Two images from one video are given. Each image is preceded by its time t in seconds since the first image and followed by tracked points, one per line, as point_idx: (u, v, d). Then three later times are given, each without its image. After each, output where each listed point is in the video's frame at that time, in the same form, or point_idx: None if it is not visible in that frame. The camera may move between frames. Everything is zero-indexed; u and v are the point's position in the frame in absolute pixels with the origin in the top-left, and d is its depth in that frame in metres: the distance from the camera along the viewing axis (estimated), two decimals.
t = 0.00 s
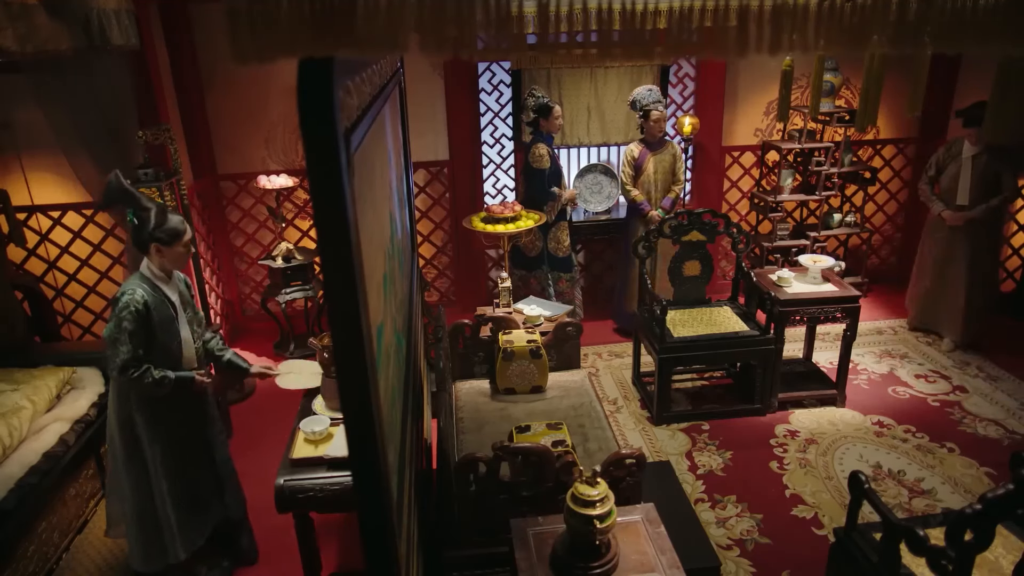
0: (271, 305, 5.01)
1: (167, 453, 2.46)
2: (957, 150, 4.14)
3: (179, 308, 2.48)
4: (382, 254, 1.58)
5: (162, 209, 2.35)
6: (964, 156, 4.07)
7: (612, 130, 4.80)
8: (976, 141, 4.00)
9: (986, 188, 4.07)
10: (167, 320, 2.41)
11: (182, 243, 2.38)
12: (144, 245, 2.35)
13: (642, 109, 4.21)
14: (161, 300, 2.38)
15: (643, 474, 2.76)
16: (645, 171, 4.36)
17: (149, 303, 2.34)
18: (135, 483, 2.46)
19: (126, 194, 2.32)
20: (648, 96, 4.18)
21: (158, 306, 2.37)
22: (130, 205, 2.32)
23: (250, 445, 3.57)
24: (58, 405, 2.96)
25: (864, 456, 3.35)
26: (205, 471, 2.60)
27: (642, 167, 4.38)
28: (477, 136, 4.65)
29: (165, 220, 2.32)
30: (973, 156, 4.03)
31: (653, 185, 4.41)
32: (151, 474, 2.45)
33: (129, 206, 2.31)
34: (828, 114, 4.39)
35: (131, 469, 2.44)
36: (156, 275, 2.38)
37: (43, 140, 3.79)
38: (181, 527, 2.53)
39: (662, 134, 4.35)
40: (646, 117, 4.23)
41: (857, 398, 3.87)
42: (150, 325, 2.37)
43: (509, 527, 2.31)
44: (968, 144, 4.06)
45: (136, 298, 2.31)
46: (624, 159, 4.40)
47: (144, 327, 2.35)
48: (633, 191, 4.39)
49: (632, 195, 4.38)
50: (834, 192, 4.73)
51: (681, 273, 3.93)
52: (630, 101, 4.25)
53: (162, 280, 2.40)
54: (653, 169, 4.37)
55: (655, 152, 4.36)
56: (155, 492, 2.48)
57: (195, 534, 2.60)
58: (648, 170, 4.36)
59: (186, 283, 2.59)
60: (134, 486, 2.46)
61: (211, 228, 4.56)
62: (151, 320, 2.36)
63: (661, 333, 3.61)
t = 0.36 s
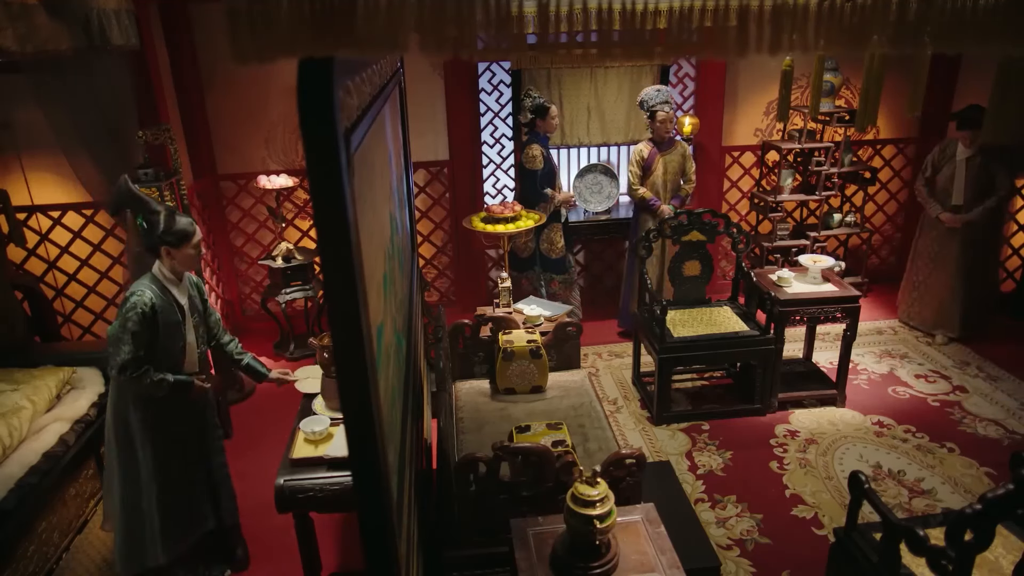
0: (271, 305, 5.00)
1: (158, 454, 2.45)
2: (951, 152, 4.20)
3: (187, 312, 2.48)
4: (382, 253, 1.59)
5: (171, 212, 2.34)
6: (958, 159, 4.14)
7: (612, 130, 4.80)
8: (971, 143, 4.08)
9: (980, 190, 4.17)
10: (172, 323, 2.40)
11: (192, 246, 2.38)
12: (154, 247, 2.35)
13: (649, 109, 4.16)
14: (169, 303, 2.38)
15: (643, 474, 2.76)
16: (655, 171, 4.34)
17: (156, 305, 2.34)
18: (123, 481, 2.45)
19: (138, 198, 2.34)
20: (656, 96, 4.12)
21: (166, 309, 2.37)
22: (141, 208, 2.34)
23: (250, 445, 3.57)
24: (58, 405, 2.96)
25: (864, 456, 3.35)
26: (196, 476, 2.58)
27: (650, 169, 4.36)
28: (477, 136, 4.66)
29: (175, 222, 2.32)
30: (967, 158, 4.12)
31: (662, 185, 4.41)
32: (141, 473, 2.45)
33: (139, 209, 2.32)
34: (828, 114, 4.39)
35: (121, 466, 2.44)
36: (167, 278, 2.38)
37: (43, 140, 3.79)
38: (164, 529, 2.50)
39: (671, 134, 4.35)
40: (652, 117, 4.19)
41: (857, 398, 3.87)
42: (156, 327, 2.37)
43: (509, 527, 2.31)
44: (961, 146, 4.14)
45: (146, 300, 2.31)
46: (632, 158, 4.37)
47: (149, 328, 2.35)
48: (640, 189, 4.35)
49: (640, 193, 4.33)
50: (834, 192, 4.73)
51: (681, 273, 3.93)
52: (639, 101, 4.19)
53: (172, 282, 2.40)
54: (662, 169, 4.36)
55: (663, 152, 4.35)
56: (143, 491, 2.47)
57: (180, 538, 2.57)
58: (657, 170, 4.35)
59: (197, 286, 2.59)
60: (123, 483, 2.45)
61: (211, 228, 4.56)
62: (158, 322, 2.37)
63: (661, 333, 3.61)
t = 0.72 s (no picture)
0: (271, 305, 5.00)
1: (158, 454, 2.45)
2: (948, 177, 4.27)
3: (188, 312, 2.48)
4: (382, 254, 1.58)
5: (171, 211, 2.34)
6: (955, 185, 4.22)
7: (612, 130, 4.79)
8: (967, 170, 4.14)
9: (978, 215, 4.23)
10: (172, 322, 2.41)
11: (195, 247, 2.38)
12: (156, 247, 2.36)
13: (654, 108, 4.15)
14: (169, 303, 2.39)
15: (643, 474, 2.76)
16: (656, 171, 4.35)
17: (155, 304, 2.35)
18: (122, 478, 2.45)
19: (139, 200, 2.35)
20: (660, 96, 4.11)
21: (166, 309, 2.38)
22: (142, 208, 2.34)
23: (251, 445, 3.57)
24: (58, 405, 2.96)
25: (864, 456, 3.35)
26: (197, 477, 2.57)
27: (651, 168, 4.36)
28: (477, 136, 4.66)
29: (175, 222, 2.32)
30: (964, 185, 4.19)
31: (663, 185, 4.41)
32: (140, 471, 2.44)
33: (140, 210, 2.33)
34: (828, 114, 4.39)
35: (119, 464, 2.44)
36: (167, 278, 2.39)
37: (44, 140, 3.79)
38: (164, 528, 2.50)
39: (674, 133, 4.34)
40: (654, 117, 4.20)
41: (856, 398, 3.88)
42: (156, 326, 2.38)
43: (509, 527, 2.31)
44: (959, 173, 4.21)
45: (145, 299, 2.32)
46: (633, 157, 4.37)
47: (148, 328, 2.36)
48: (641, 188, 4.35)
49: (640, 192, 4.34)
50: (834, 193, 4.73)
51: (681, 273, 3.93)
52: (642, 100, 4.18)
53: (172, 282, 2.41)
54: (664, 169, 4.36)
55: (664, 152, 4.35)
56: (143, 490, 2.46)
57: (180, 538, 2.57)
58: (658, 170, 4.35)
59: (199, 286, 2.59)
60: (122, 480, 2.45)
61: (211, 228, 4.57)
62: (157, 322, 2.37)
63: (661, 332, 3.61)
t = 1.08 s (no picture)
0: (271, 305, 5.00)
1: (160, 452, 2.45)
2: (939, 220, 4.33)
3: (187, 310, 2.48)
4: (382, 254, 1.58)
5: (168, 210, 2.34)
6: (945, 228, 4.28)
7: (612, 130, 4.78)
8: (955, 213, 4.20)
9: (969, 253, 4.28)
10: (172, 321, 2.41)
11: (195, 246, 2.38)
12: (154, 246, 2.36)
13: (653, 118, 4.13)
14: (168, 302, 2.39)
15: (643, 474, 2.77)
16: (653, 179, 4.35)
17: (154, 304, 2.35)
18: (124, 477, 2.45)
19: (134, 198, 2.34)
20: (660, 106, 4.13)
21: (164, 308, 2.38)
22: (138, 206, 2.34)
23: (250, 445, 3.57)
24: (58, 405, 2.96)
25: (864, 456, 3.35)
26: (199, 475, 2.58)
27: (649, 176, 4.36)
28: (477, 136, 4.66)
29: (172, 220, 2.32)
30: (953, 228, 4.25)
31: (660, 193, 4.40)
32: (142, 469, 2.45)
33: (137, 209, 2.33)
34: (828, 114, 4.39)
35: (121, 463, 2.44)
36: (165, 277, 2.39)
37: (44, 141, 3.80)
38: (166, 526, 2.50)
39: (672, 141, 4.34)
40: (653, 126, 4.21)
41: (856, 398, 3.88)
42: (155, 325, 2.38)
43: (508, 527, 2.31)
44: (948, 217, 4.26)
45: (143, 298, 2.32)
46: (632, 164, 4.36)
47: (147, 327, 2.36)
48: (637, 196, 4.36)
49: (637, 200, 4.35)
50: (834, 193, 4.73)
51: (681, 273, 3.92)
52: (642, 109, 4.21)
53: (170, 281, 2.41)
54: (661, 178, 4.36)
55: (661, 161, 4.34)
56: (145, 489, 2.47)
57: (181, 536, 2.56)
58: (656, 179, 4.35)
59: (198, 284, 2.59)
60: (124, 478, 2.46)
61: (211, 228, 4.57)
62: (156, 321, 2.37)
63: (661, 332, 3.61)
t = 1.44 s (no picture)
0: (271, 305, 5.00)
1: (168, 449, 2.46)
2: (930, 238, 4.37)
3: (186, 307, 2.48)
4: (381, 254, 1.58)
5: (163, 207, 2.34)
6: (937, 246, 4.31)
7: (612, 130, 4.77)
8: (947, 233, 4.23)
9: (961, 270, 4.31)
10: (172, 319, 2.41)
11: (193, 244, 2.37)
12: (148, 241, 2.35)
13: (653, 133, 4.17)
14: (168, 299, 2.39)
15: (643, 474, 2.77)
16: (651, 192, 4.37)
17: (153, 301, 2.35)
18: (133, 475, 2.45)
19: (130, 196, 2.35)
20: (661, 120, 4.13)
21: (162, 306, 2.38)
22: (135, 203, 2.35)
23: (251, 444, 3.58)
24: (58, 405, 2.96)
25: (864, 456, 3.35)
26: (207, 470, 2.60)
27: (648, 188, 4.38)
28: (477, 135, 4.67)
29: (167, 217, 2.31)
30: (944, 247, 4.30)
31: (659, 205, 4.42)
32: (152, 467, 2.45)
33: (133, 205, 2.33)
34: (829, 113, 4.39)
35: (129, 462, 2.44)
36: (162, 274, 2.39)
37: (44, 141, 3.80)
38: (177, 523, 2.51)
39: (671, 154, 4.35)
40: (654, 139, 4.22)
41: (857, 398, 3.88)
42: (156, 323, 2.38)
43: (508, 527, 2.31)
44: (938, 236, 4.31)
45: (139, 296, 2.32)
46: (630, 177, 4.39)
47: (149, 325, 2.36)
48: (635, 208, 4.37)
49: (634, 212, 4.36)
50: (834, 193, 4.73)
51: (681, 273, 3.92)
52: (643, 120, 4.21)
53: (168, 278, 2.41)
54: (659, 190, 4.38)
55: (658, 175, 4.36)
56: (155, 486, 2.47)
57: (191, 532, 2.57)
58: (654, 192, 4.37)
59: (195, 279, 2.61)
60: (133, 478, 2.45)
61: (211, 228, 4.57)
62: (156, 318, 2.37)
63: (661, 332, 3.61)
